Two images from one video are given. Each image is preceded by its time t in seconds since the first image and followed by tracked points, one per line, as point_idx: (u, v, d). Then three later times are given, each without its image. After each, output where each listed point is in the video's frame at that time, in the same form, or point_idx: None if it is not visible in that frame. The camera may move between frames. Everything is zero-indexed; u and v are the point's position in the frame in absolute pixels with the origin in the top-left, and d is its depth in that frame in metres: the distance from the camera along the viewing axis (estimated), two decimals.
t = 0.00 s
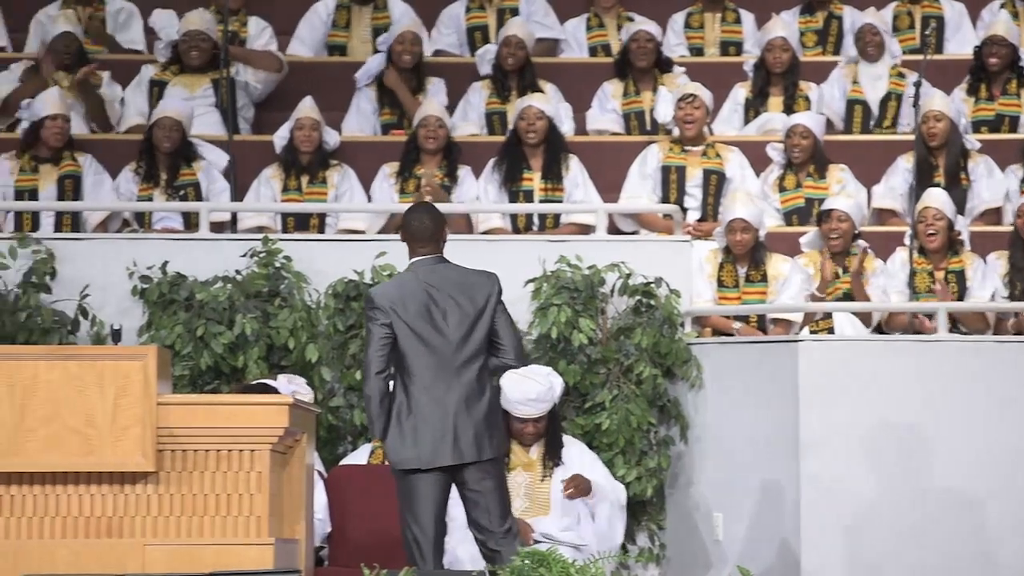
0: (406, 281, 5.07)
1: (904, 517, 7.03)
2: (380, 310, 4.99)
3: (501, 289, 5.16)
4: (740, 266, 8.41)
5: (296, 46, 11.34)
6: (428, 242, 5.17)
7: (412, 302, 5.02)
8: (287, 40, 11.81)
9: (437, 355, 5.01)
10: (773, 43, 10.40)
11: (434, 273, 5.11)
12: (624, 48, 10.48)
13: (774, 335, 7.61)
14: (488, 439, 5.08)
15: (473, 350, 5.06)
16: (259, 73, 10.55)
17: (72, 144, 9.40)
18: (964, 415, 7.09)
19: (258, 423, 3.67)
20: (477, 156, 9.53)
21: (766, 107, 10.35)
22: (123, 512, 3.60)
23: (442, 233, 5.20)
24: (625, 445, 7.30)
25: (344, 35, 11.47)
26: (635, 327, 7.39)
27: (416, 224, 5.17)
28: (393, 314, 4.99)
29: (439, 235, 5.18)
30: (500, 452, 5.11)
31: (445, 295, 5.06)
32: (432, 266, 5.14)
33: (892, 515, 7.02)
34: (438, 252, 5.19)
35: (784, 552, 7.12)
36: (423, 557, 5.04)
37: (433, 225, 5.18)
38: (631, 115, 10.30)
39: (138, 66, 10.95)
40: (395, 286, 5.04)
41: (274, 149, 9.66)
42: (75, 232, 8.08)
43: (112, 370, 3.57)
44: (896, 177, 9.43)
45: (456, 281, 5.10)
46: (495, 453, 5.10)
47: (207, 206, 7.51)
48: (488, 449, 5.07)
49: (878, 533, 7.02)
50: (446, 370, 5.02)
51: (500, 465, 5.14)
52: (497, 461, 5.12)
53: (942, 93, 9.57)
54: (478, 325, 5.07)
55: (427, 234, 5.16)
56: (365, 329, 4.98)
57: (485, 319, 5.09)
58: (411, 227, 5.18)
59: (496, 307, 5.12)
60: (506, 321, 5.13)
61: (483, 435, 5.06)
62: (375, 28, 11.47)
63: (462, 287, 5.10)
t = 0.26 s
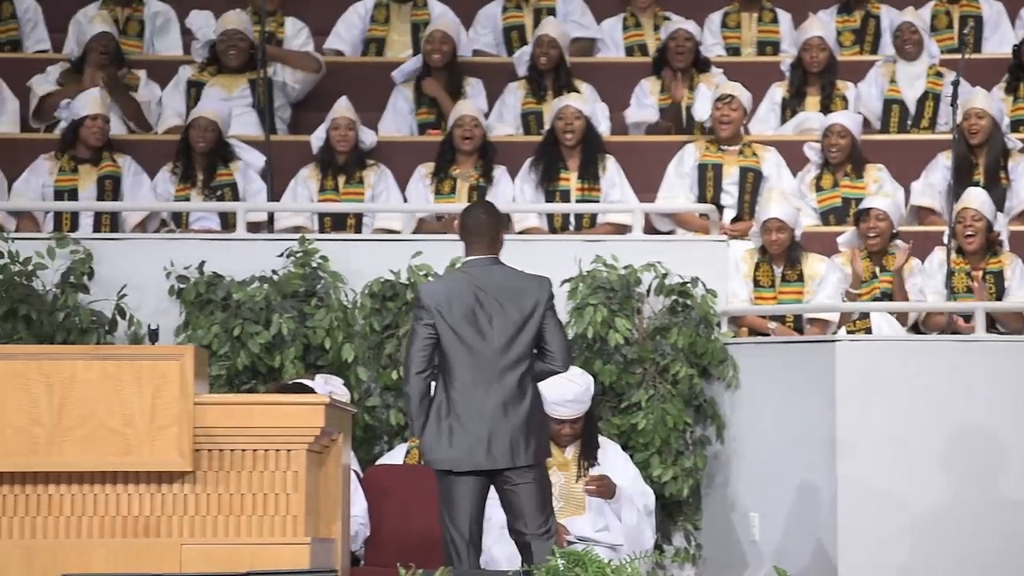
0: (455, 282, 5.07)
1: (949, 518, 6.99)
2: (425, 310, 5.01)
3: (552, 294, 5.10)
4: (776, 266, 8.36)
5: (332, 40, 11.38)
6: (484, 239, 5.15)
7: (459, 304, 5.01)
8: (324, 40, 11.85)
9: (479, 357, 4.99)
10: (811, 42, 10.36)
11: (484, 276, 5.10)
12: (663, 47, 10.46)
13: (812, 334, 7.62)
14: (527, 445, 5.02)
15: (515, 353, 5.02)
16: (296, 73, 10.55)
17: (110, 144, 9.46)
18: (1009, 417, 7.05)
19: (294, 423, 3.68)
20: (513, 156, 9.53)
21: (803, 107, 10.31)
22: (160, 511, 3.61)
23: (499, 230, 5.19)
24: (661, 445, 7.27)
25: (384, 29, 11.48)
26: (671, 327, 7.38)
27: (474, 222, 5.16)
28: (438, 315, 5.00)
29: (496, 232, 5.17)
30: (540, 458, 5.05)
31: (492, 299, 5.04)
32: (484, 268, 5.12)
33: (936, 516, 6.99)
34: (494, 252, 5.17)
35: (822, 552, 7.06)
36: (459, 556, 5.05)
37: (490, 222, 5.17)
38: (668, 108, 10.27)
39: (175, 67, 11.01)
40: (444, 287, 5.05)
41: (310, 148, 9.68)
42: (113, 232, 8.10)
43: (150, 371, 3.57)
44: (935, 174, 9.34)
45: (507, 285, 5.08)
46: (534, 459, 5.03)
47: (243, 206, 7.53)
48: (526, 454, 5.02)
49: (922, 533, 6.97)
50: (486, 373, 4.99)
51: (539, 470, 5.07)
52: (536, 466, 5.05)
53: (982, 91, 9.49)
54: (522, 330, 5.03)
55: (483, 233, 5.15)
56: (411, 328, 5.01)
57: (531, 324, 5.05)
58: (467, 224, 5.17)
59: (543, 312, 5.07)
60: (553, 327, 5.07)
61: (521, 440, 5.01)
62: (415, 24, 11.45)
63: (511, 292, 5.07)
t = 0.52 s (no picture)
0: (492, 283, 5.04)
1: (968, 519, 6.96)
2: (458, 310, 5.01)
3: (587, 299, 5.00)
4: (793, 266, 8.35)
5: (349, 41, 11.42)
6: (528, 240, 5.13)
7: (492, 305, 4.99)
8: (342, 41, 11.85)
9: (506, 358, 4.94)
10: (829, 42, 10.31)
11: (521, 278, 5.06)
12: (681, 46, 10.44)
13: (830, 334, 7.65)
14: (552, 449, 4.93)
15: (542, 355, 4.93)
16: (315, 74, 10.60)
17: (128, 145, 9.47)
18: None
19: (311, 423, 3.68)
20: (531, 157, 9.52)
21: (821, 107, 10.29)
22: (177, 511, 3.61)
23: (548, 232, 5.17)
24: (678, 446, 7.28)
25: (400, 30, 11.47)
26: (688, 327, 7.38)
27: (523, 223, 5.14)
28: (470, 315, 4.99)
29: (545, 235, 5.15)
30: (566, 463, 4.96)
31: (526, 301, 4.99)
32: (524, 270, 5.09)
33: (954, 518, 6.96)
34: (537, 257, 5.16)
35: (839, 553, 7.03)
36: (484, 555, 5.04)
37: (534, 223, 5.14)
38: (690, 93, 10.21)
39: (194, 68, 11.03)
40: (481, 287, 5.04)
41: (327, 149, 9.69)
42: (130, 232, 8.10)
43: (167, 371, 3.57)
44: (952, 175, 9.40)
45: (543, 288, 5.02)
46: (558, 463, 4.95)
47: (260, 207, 7.53)
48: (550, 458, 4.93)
49: (939, 536, 6.95)
50: (513, 373, 4.93)
51: (570, 472, 5.01)
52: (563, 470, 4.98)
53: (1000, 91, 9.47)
54: (552, 332, 4.94)
55: (527, 234, 5.13)
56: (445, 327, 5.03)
57: (562, 326, 4.96)
58: (510, 225, 5.16)
59: (576, 315, 4.97)
60: (585, 332, 4.97)
61: (545, 443, 4.93)
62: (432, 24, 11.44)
63: (545, 295, 5.00)
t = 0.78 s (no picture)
0: (521, 284, 5.05)
1: (973, 520, 6.96)
2: (486, 310, 5.08)
3: (601, 302, 4.88)
4: (797, 267, 8.33)
5: (354, 43, 11.36)
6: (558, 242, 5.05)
7: (516, 305, 5.01)
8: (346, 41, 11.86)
9: (521, 359, 4.95)
10: (833, 42, 10.32)
11: (546, 279, 5.01)
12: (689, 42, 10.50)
13: (833, 334, 7.65)
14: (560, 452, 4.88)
15: (553, 358, 4.90)
16: (319, 75, 10.55)
17: (132, 145, 9.48)
18: None
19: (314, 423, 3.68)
20: (534, 157, 9.52)
21: (824, 107, 10.29)
22: (181, 512, 3.61)
23: (582, 234, 5.07)
24: (681, 446, 7.31)
25: (404, 31, 11.48)
26: (692, 327, 7.40)
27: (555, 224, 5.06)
28: (496, 315, 5.04)
29: (575, 237, 5.06)
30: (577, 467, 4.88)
31: (545, 302, 4.96)
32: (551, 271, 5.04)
33: (959, 518, 6.95)
34: (572, 259, 5.07)
35: (843, 553, 7.01)
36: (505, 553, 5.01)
37: (569, 226, 5.06)
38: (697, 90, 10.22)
39: (198, 68, 11.04)
40: (510, 288, 5.07)
41: (331, 149, 9.70)
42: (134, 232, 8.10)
43: (171, 371, 3.58)
44: (956, 176, 9.38)
45: (563, 289, 4.95)
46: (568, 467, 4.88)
47: (264, 207, 7.53)
48: (556, 461, 4.88)
49: (944, 536, 6.94)
50: (526, 375, 4.93)
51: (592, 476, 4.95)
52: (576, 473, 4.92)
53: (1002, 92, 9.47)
54: (563, 335, 4.89)
55: (563, 236, 5.05)
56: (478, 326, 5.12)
57: (573, 328, 4.89)
58: (547, 227, 5.08)
59: (587, 318, 4.87)
60: (594, 337, 4.85)
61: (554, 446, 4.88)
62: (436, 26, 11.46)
63: (563, 297, 4.94)
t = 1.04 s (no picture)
0: (527, 280, 5.06)
1: (972, 519, 6.96)
2: (493, 304, 5.09)
3: (604, 301, 4.87)
4: (795, 267, 8.33)
5: (353, 44, 11.37)
6: (567, 238, 5.06)
7: (522, 301, 5.02)
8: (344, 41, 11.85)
9: (523, 355, 4.96)
10: (831, 42, 10.32)
11: (551, 276, 5.01)
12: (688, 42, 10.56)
13: (832, 334, 7.65)
14: (556, 449, 4.88)
15: (553, 355, 4.90)
16: (317, 74, 10.55)
17: (130, 145, 9.48)
18: None
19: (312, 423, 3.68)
20: (532, 157, 9.52)
21: (823, 107, 10.29)
22: (179, 512, 3.61)
23: (589, 230, 5.09)
24: (679, 446, 7.31)
25: (402, 33, 11.49)
26: (690, 327, 7.38)
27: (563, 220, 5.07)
28: (502, 310, 5.05)
29: (585, 233, 5.07)
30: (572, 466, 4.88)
31: (549, 299, 4.96)
32: (557, 268, 5.04)
33: (957, 518, 6.95)
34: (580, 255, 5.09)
35: (842, 553, 7.00)
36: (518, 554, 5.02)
37: (577, 221, 5.07)
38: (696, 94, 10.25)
39: (196, 69, 11.03)
40: (518, 284, 5.08)
41: (329, 149, 9.70)
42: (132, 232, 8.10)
43: (169, 372, 3.58)
44: (955, 176, 9.38)
45: (567, 287, 4.95)
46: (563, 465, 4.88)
47: (262, 207, 7.54)
48: (552, 458, 4.89)
49: (942, 535, 6.95)
50: (527, 371, 4.95)
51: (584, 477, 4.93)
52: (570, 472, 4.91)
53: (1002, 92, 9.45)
54: (564, 333, 4.89)
55: (569, 232, 5.06)
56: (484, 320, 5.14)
57: (574, 327, 4.88)
58: (555, 223, 5.09)
59: (589, 317, 4.86)
60: (595, 336, 4.84)
61: (550, 444, 4.88)
62: (435, 27, 11.47)
63: (567, 295, 4.93)
